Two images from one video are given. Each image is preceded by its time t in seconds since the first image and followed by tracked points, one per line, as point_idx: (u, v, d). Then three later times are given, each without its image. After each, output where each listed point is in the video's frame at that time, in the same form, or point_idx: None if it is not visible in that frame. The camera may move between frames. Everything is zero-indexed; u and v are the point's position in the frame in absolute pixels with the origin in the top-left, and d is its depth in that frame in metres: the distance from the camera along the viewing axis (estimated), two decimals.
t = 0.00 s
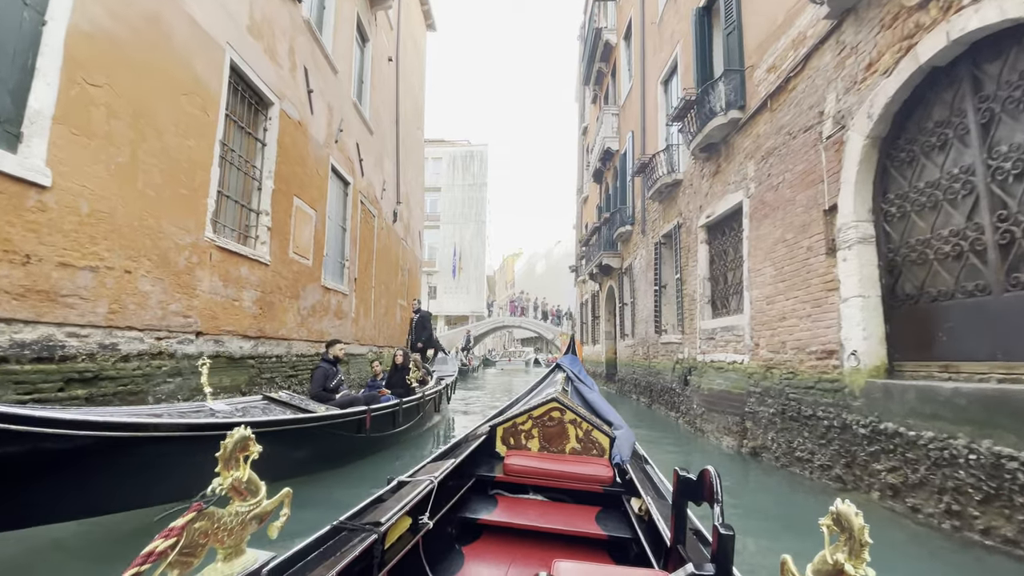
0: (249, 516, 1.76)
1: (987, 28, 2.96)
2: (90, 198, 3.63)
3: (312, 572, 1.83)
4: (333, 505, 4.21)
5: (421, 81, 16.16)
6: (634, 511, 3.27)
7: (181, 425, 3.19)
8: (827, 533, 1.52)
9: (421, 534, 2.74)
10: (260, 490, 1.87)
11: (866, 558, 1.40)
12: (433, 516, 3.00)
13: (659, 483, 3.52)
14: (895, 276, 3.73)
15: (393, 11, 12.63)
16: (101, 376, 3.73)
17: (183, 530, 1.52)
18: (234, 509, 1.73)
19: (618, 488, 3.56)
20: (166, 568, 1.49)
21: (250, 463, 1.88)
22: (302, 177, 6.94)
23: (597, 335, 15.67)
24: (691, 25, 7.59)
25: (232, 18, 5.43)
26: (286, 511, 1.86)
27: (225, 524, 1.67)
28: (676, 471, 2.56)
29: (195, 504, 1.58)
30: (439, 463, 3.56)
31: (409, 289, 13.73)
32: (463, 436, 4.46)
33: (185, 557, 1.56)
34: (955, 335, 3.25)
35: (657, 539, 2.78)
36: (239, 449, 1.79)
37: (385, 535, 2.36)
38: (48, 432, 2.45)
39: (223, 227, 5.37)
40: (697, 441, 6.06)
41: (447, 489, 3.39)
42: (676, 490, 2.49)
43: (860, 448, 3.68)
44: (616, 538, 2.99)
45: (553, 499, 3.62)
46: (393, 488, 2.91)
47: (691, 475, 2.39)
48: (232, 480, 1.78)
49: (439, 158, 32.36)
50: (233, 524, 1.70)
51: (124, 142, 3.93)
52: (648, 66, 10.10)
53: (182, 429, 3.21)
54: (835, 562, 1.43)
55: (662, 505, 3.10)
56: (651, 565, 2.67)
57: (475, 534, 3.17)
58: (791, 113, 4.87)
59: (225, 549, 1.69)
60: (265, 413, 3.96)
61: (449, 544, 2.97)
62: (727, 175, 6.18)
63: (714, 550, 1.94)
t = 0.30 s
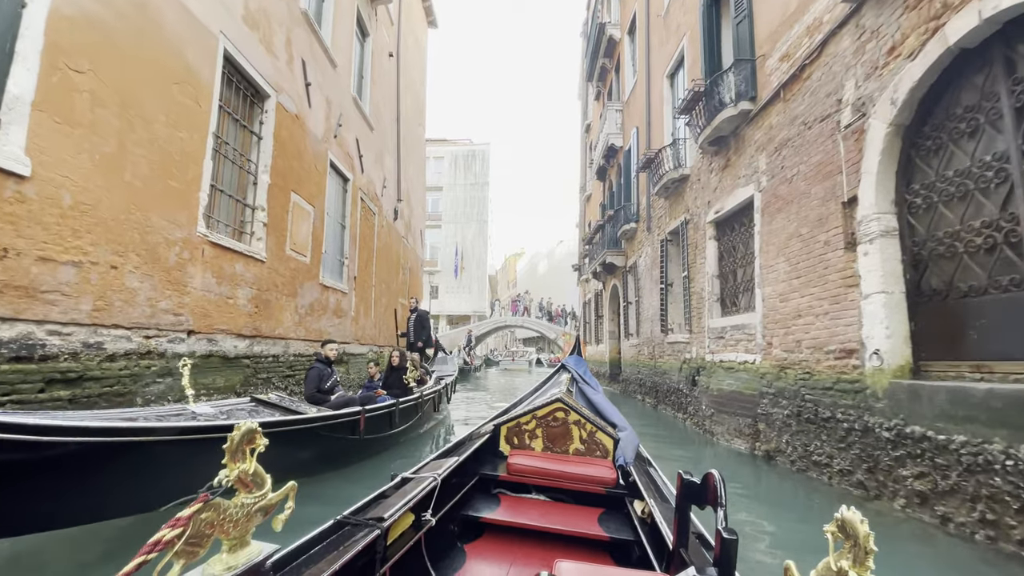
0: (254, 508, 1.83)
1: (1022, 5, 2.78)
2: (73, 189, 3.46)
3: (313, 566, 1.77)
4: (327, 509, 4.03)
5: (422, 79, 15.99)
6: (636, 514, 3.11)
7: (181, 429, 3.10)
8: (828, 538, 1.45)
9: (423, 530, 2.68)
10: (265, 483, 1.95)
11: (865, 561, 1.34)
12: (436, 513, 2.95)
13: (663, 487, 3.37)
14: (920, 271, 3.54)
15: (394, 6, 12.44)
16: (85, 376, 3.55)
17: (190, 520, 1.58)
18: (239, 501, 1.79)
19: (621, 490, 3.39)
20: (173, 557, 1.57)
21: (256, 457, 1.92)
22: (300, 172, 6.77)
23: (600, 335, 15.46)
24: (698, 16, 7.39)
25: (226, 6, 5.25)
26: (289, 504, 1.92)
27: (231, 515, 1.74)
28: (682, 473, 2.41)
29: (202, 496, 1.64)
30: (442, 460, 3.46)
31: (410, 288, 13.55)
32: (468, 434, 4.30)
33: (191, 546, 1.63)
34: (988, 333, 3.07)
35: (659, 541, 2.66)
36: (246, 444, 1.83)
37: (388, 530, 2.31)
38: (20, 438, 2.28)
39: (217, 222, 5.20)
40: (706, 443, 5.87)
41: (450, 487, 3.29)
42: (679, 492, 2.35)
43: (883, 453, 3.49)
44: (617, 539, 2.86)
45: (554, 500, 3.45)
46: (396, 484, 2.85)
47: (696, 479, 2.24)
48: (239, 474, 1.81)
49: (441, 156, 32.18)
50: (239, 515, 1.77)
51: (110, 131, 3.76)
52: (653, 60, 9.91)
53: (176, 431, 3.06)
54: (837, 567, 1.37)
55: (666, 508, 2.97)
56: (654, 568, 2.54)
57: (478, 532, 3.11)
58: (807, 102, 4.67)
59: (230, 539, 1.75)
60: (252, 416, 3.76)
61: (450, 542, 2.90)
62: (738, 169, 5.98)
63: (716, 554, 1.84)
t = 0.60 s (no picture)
0: (258, 503, 1.60)
1: None
2: (51, 178, 3.29)
3: (315, 563, 1.76)
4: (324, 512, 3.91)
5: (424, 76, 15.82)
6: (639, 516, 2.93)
7: (172, 433, 2.95)
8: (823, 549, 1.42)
9: (426, 529, 2.57)
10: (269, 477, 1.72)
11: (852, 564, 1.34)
12: (438, 511, 2.86)
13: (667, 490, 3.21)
14: (949, 266, 3.34)
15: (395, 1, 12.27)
16: (66, 377, 3.37)
17: (195, 513, 1.37)
18: (243, 495, 1.56)
19: (624, 493, 3.22)
20: (175, 553, 1.36)
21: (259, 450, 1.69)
22: (297, 167, 6.59)
23: (604, 335, 15.26)
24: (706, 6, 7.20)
25: None
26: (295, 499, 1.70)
27: (235, 510, 1.51)
28: (685, 476, 2.27)
29: (206, 487, 1.43)
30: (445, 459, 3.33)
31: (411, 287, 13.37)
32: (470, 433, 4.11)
33: (193, 541, 1.41)
34: None
35: (660, 545, 2.50)
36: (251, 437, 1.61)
37: (390, 528, 2.24)
38: None
39: (210, 217, 5.03)
40: (716, 446, 5.67)
41: (452, 486, 3.15)
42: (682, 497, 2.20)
43: (909, 459, 3.29)
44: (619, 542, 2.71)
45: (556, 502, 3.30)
46: (398, 482, 2.76)
47: (698, 482, 2.13)
48: (243, 467, 1.59)
49: (442, 155, 32.01)
50: (242, 509, 1.54)
51: (92, 119, 3.58)
52: (658, 54, 9.72)
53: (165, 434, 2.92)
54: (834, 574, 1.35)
55: (669, 511, 2.81)
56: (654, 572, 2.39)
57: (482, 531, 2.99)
58: (823, 91, 4.47)
59: (233, 536, 1.52)
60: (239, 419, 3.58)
61: (451, 539, 2.79)
62: (748, 162, 5.78)
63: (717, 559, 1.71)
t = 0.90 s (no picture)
0: (262, 505, 1.58)
1: None
2: (29, 169, 3.11)
3: (318, 564, 1.70)
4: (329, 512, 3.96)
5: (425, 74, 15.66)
6: (643, 519, 2.80)
7: (139, 442, 2.72)
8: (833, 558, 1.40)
9: (429, 531, 2.46)
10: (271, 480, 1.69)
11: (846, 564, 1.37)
12: (442, 514, 2.72)
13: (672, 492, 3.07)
14: (981, 261, 3.14)
15: None
16: (44, 380, 3.18)
17: (201, 514, 1.35)
18: (248, 497, 1.55)
19: (628, 494, 3.06)
20: (181, 553, 1.35)
21: (261, 454, 1.68)
22: (294, 162, 6.41)
23: (607, 335, 15.06)
24: None
25: None
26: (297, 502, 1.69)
27: (239, 511, 1.50)
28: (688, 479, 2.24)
29: (211, 490, 1.42)
30: (448, 461, 3.17)
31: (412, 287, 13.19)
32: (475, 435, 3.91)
33: (198, 542, 1.40)
34: None
35: (664, 546, 2.39)
36: (255, 440, 1.63)
37: (395, 530, 2.14)
38: None
39: (203, 213, 4.86)
40: (726, 451, 5.49)
41: (456, 487, 3.01)
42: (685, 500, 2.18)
43: (940, 467, 3.09)
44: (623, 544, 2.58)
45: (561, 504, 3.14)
46: (402, 483, 2.64)
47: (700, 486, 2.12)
48: (247, 469, 1.58)
49: (444, 155, 31.83)
50: (247, 511, 1.53)
51: (74, 108, 3.40)
52: (664, 49, 9.52)
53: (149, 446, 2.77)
54: None
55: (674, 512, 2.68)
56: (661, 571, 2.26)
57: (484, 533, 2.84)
58: (841, 79, 4.27)
59: (236, 537, 1.51)
60: (227, 426, 3.38)
61: (455, 543, 2.68)
62: (760, 156, 5.58)
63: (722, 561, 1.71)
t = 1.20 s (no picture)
0: (268, 508, 1.58)
1: None
2: (2, 157, 2.92)
3: (324, 566, 1.57)
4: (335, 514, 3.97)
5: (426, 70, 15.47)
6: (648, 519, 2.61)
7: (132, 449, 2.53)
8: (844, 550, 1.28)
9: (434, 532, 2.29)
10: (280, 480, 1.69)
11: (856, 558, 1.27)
12: (447, 514, 2.52)
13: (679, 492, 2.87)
14: (1019, 254, 2.93)
15: None
16: (20, 381, 2.99)
17: (207, 517, 1.39)
18: (253, 500, 1.55)
19: (633, 493, 2.85)
20: (188, 557, 1.37)
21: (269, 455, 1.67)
22: (290, 156, 6.21)
23: (611, 335, 14.85)
24: None
25: None
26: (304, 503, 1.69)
27: (245, 514, 1.50)
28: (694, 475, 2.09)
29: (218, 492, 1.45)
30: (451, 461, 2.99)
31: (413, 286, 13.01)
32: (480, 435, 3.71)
33: (206, 544, 1.42)
34: None
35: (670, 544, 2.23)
36: (261, 443, 1.61)
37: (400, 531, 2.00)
38: None
39: (193, 206, 4.66)
40: (737, 454, 5.30)
41: (461, 487, 2.81)
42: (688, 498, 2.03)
43: (975, 475, 2.88)
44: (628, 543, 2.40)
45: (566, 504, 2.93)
46: (406, 484, 2.47)
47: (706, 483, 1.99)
48: (252, 473, 1.57)
49: (446, 154, 31.63)
50: (253, 514, 1.52)
51: (52, 93, 3.21)
52: (670, 42, 9.31)
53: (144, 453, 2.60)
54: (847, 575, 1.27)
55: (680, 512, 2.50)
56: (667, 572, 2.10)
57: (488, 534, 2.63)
58: (863, 65, 4.05)
59: (244, 540, 1.50)
60: (212, 431, 3.17)
61: (461, 543, 2.47)
62: (773, 148, 5.37)
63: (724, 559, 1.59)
